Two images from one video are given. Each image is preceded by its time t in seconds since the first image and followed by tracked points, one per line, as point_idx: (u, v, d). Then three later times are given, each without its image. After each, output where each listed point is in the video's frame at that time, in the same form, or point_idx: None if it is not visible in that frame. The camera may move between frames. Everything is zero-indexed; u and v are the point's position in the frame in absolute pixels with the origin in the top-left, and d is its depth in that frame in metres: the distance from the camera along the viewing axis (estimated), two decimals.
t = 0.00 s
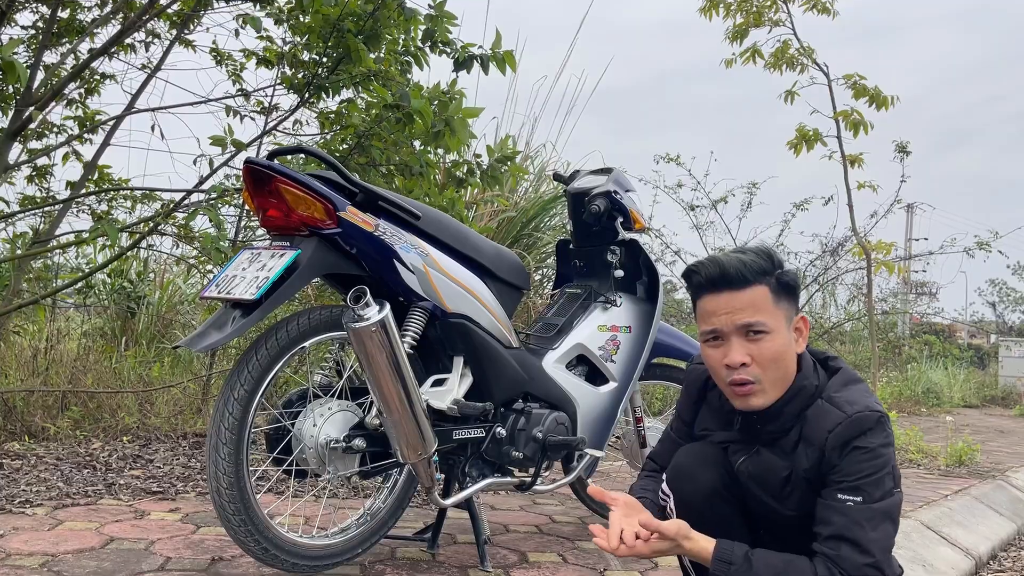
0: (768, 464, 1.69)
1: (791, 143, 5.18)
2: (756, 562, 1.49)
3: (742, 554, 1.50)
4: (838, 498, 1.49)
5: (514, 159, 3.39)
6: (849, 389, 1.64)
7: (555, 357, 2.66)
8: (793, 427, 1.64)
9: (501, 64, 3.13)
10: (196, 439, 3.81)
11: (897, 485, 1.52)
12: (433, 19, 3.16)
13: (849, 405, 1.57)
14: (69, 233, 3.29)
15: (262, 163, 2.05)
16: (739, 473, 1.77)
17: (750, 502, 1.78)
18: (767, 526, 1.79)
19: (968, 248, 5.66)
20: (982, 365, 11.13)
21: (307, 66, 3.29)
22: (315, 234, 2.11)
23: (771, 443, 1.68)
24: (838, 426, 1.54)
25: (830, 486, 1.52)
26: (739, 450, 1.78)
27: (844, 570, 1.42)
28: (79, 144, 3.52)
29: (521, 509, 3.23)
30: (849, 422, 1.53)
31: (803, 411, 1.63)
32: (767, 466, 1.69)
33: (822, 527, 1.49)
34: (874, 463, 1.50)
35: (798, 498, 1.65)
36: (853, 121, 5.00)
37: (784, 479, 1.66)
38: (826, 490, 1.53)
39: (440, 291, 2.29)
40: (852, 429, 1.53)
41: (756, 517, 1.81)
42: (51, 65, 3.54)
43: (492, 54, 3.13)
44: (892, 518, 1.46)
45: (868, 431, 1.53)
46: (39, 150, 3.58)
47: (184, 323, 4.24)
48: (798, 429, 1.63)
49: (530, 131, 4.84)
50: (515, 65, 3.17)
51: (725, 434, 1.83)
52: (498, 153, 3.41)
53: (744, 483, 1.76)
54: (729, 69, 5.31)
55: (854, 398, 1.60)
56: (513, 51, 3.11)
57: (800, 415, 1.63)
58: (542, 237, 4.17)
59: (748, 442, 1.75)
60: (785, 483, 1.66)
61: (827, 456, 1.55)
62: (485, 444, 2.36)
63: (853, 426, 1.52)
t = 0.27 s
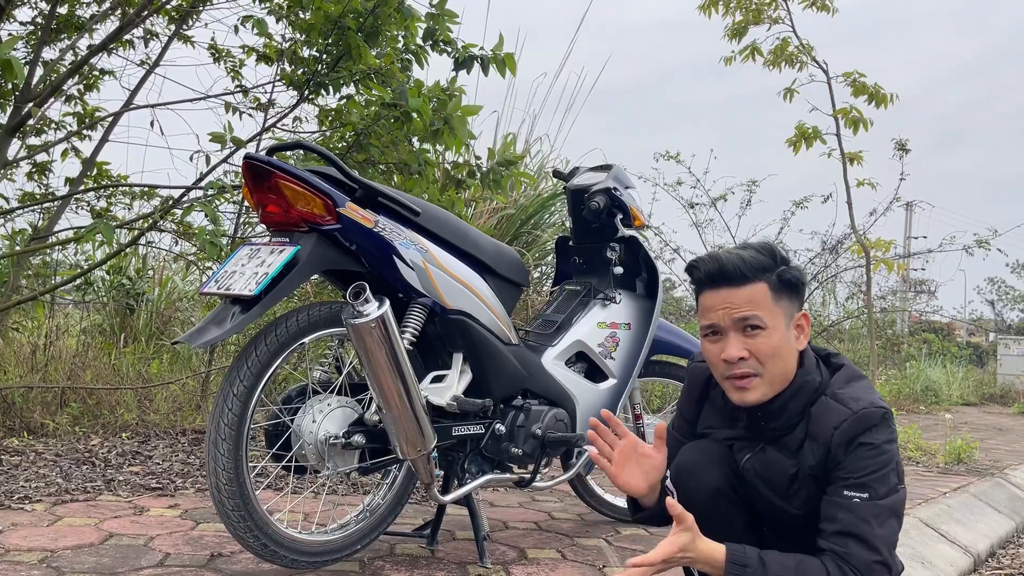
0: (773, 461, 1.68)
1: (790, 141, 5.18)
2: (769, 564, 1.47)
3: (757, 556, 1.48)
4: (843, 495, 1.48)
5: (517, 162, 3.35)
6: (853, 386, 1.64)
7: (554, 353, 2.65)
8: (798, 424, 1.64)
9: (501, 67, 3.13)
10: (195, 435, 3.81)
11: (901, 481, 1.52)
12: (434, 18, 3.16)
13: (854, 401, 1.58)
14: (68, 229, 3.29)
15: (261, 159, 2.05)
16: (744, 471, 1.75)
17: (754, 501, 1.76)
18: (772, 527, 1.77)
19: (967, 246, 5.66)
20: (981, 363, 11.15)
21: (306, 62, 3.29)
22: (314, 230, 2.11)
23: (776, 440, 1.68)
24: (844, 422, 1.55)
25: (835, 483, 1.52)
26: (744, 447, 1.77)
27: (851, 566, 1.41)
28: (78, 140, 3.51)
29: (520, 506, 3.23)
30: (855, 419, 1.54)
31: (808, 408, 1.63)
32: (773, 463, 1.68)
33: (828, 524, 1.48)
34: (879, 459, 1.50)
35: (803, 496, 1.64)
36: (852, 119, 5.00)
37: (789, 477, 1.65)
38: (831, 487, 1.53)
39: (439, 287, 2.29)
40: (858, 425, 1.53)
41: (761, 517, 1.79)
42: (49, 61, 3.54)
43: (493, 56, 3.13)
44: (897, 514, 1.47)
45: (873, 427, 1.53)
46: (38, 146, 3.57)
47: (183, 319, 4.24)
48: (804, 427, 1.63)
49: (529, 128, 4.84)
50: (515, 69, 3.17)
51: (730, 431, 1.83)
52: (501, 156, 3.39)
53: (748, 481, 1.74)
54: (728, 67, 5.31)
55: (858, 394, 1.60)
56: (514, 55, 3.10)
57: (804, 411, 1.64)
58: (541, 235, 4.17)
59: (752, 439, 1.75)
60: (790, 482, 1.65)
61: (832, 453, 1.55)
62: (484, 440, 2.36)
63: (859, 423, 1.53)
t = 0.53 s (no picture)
0: (770, 457, 1.67)
1: (789, 138, 5.18)
2: (760, 544, 1.51)
3: (749, 533, 1.52)
4: (837, 491, 1.49)
5: (514, 163, 3.34)
6: (851, 382, 1.64)
7: (552, 350, 2.65)
8: (795, 420, 1.63)
9: (500, 61, 3.13)
10: (193, 431, 3.80)
11: (897, 478, 1.52)
12: (431, 14, 3.14)
13: (852, 398, 1.57)
14: (66, 224, 3.28)
15: (259, 153, 2.04)
16: (740, 465, 1.75)
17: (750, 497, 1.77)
18: (767, 521, 1.78)
19: (966, 244, 5.66)
20: (979, 362, 11.17)
21: (304, 58, 3.28)
22: (312, 224, 2.11)
23: (773, 436, 1.67)
24: (841, 420, 1.54)
25: (830, 479, 1.53)
26: (743, 441, 1.77)
27: (841, 561, 1.43)
28: (75, 135, 3.50)
29: (518, 501, 3.23)
30: (852, 416, 1.53)
31: (805, 404, 1.62)
32: (770, 459, 1.67)
33: (821, 519, 1.50)
34: (875, 456, 1.50)
35: (798, 491, 1.65)
36: (851, 116, 4.99)
37: (786, 473, 1.65)
38: (826, 483, 1.54)
39: (437, 282, 2.29)
40: (855, 422, 1.53)
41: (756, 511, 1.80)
42: (47, 55, 3.53)
43: (490, 50, 3.12)
44: (891, 510, 1.47)
45: (870, 425, 1.53)
46: (35, 141, 3.56)
47: (181, 315, 4.24)
48: (801, 423, 1.62)
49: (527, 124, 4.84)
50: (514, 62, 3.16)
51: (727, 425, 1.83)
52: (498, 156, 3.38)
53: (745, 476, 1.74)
54: (727, 63, 5.31)
55: (856, 391, 1.59)
56: (512, 48, 3.10)
57: (801, 407, 1.63)
58: (540, 231, 4.16)
59: (750, 434, 1.75)
60: (787, 477, 1.65)
61: (828, 450, 1.55)
62: (483, 436, 2.36)
63: (856, 420, 1.52)
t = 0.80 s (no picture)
0: (760, 451, 1.68)
1: (788, 135, 5.17)
2: (746, 540, 1.50)
3: (736, 529, 1.52)
4: (825, 486, 1.49)
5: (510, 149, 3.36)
6: (841, 377, 1.63)
7: (551, 347, 2.65)
8: (785, 414, 1.64)
9: (497, 51, 3.12)
10: (191, 428, 3.80)
11: (885, 474, 1.52)
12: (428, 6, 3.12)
13: (840, 393, 1.57)
14: (63, 221, 3.27)
15: (257, 149, 2.03)
16: (732, 460, 1.75)
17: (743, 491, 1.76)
18: (759, 516, 1.78)
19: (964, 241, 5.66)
20: (977, 359, 11.19)
21: (302, 54, 3.28)
22: (309, 221, 2.10)
23: (762, 430, 1.68)
24: (829, 414, 1.54)
25: (819, 474, 1.52)
26: (736, 436, 1.77)
27: (828, 555, 1.42)
28: (73, 132, 3.50)
29: (516, 498, 3.23)
30: (840, 411, 1.53)
31: (794, 398, 1.63)
32: (759, 452, 1.68)
33: (810, 514, 1.49)
34: (863, 451, 1.49)
35: (789, 486, 1.65)
36: (850, 113, 4.99)
37: (776, 467, 1.65)
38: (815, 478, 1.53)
39: (435, 278, 2.28)
40: (843, 417, 1.52)
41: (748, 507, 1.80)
42: (44, 52, 3.52)
43: (488, 40, 3.12)
44: (879, 504, 1.46)
45: (859, 420, 1.52)
46: (33, 138, 3.55)
47: (179, 312, 4.23)
48: (790, 417, 1.63)
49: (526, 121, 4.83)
50: (511, 51, 3.15)
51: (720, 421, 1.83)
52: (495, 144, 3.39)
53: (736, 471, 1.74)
54: (726, 61, 5.30)
55: (845, 386, 1.59)
56: (509, 37, 3.09)
57: (790, 401, 1.63)
58: (538, 229, 4.16)
59: (742, 429, 1.76)
60: (777, 471, 1.65)
61: (816, 444, 1.55)
62: (481, 432, 2.36)
63: (843, 415, 1.52)
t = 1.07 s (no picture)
0: (759, 446, 1.68)
1: (786, 133, 5.18)
2: (747, 529, 1.50)
3: (739, 518, 1.52)
4: (824, 483, 1.48)
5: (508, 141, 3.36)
6: (844, 375, 1.64)
7: (549, 344, 2.65)
8: (785, 410, 1.65)
9: (495, 46, 3.12)
10: (189, 426, 3.80)
11: (885, 473, 1.51)
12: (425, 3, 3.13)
13: (842, 390, 1.57)
14: (62, 219, 3.27)
15: (255, 147, 2.03)
16: (728, 457, 1.75)
17: (738, 488, 1.77)
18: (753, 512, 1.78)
19: (962, 239, 5.67)
20: (975, 357, 11.22)
21: (300, 52, 3.27)
22: (308, 218, 2.10)
23: (762, 425, 1.69)
24: (829, 411, 1.55)
25: (818, 471, 1.52)
26: (733, 433, 1.77)
27: (825, 553, 1.42)
28: (71, 129, 3.49)
29: (514, 496, 3.23)
30: (841, 408, 1.53)
31: (795, 395, 1.64)
32: (757, 449, 1.68)
33: (809, 511, 1.49)
34: (863, 449, 1.49)
35: (786, 482, 1.65)
36: (848, 111, 4.99)
37: (773, 464, 1.66)
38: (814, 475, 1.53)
39: (433, 276, 2.28)
40: (843, 414, 1.53)
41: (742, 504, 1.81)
42: (42, 49, 3.51)
43: (485, 36, 3.12)
44: (879, 503, 1.45)
45: (859, 417, 1.52)
46: (31, 135, 3.55)
47: (178, 310, 4.23)
48: (790, 413, 1.63)
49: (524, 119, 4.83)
50: (508, 47, 3.16)
51: (718, 417, 1.83)
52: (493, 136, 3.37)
53: (732, 466, 1.75)
54: (724, 59, 5.30)
55: (848, 384, 1.59)
56: (507, 32, 3.09)
57: (791, 397, 1.64)
58: (536, 227, 4.16)
59: (741, 426, 1.76)
60: (775, 467, 1.66)
61: (815, 441, 1.56)
62: (479, 430, 2.36)
63: (843, 413, 1.52)
